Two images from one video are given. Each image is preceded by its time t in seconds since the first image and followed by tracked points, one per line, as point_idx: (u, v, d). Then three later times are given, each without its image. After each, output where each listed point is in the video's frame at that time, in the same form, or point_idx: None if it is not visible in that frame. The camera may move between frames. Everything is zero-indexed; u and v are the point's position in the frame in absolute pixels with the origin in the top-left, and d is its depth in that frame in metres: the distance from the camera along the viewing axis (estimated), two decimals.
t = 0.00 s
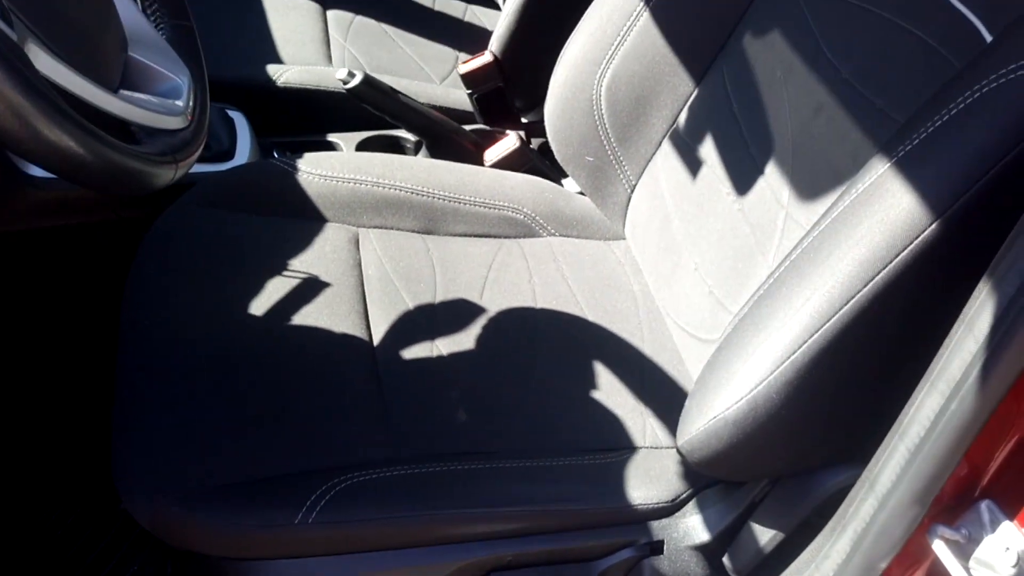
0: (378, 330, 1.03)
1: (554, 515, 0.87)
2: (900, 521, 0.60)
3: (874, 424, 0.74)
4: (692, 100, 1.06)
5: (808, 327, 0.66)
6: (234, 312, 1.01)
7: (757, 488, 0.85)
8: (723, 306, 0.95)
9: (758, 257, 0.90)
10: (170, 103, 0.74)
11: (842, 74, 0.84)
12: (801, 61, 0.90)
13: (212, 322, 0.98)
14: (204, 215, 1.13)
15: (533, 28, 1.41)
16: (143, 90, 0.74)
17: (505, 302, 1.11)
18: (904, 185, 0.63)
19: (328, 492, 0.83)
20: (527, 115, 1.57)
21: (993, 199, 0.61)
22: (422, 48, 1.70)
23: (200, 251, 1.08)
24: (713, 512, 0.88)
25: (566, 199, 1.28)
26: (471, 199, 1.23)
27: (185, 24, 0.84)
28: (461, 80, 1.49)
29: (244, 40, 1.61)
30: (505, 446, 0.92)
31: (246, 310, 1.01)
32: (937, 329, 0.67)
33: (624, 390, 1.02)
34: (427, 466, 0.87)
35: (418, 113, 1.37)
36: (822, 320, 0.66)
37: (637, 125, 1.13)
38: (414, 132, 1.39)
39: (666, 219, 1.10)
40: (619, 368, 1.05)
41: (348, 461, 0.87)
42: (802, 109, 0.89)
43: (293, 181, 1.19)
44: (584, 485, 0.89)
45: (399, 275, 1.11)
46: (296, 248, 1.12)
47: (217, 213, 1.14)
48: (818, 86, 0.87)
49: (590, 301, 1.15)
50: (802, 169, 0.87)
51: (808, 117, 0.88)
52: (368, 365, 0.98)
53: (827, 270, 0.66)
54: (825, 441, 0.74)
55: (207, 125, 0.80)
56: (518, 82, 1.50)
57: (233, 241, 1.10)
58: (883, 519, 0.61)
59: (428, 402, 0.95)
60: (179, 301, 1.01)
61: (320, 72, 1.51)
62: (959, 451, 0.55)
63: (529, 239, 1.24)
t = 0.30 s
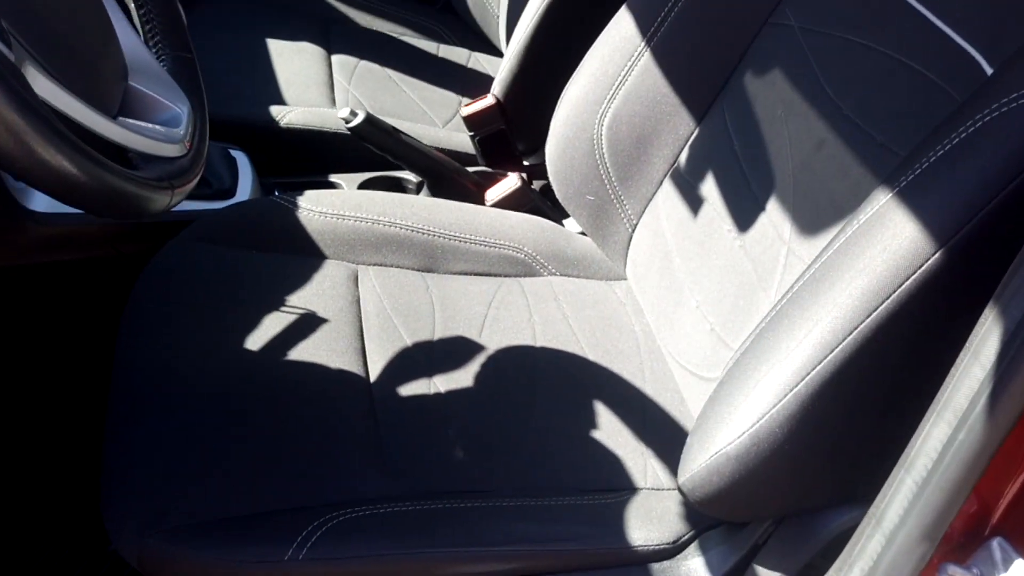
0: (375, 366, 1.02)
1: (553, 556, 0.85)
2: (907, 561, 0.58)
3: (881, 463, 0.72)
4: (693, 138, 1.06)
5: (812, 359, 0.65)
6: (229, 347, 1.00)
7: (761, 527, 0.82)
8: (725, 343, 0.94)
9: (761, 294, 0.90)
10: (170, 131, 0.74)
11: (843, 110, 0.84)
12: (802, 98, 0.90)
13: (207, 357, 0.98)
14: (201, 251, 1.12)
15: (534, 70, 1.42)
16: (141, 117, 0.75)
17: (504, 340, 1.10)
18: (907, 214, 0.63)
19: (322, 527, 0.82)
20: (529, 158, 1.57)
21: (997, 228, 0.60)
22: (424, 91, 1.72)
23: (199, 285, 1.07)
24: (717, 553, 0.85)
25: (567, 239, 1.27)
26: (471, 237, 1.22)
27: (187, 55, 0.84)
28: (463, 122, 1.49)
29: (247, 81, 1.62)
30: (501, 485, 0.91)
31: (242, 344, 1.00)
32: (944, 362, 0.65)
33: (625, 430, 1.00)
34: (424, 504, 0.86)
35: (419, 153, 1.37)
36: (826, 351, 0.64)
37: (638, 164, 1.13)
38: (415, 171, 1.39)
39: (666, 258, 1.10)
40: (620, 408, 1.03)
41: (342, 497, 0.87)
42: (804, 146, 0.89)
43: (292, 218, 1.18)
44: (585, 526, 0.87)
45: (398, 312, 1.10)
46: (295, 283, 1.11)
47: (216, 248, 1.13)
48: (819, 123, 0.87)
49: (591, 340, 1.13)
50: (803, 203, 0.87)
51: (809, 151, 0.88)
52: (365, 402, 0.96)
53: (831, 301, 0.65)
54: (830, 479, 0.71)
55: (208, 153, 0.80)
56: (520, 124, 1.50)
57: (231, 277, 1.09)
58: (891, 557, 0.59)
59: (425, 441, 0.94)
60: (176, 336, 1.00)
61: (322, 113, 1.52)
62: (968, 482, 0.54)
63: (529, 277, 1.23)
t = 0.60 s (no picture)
0: (373, 391, 1.02)
1: None
2: None
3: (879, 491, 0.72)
4: (693, 172, 1.07)
5: (808, 380, 0.65)
6: (228, 369, 1.00)
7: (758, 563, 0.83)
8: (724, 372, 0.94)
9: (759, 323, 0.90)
10: (174, 147, 0.79)
11: (841, 141, 0.85)
12: (801, 131, 0.91)
13: (205, 378, 0.98)
14: (203, 273, 1.12)
15: (538, 108, 1.44)
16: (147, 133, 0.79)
17: (502, 368, 1.10)
18: (903, 237, 0.63)
19: (314, 546, 0.84)
20: (531, 195, 1.58)
21: (994, 251, 0.60)
22: (428, 128, 1.74)
23: (198, 308, 1.07)
24: None
25: (567, 272, 1.27)
26: (472, 268, 1.22)
27: (191, 81, 0.90)
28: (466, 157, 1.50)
29: (254, 114, 1.64)
30: (495, 510, 0.91)
31: (240, 367, 1.00)
32: (943, 386, 0.64)
33: (622, 460, 0.99)
34: (416, 526, 0.87)
35: (422, 185, 1.38)
36: (821, 373, 0.64)
37: (638, 197, 1.14)
38: (418, 203, 1.40)
39: (665, 289, 1.10)
40: (618, 439, 1.02)
41: (333, 519, 0.87)
42: (802, 177, 0.90)
43: (294, 245, 1.19)
44: (573, 551, 0.87)
45: (396, 339, 1.11)
46: (295, 308, 1.11)
47: (217, 273, 1.14)
48: (817, 154, 0.88)
49: (589, 371, 1.13)
50: (802, 235, 0.88)
51: (807, 183, 0.89)
52: (361, 427, 0.96)
53: (828, 323, 0.66)
54: (826, 506, 0.71)
55: (210, 170, 0.84)
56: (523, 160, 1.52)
57: (231, 300, 1.10)
58: None
59: (419, 467, 0.94)
60: (176, 358, 1.00)
61: (327, 146, 1.55)
62: (963, 502, 0.53)
63: (528, 308, 1.22)
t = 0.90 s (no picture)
0: (361, 406, 1.02)
1: None
2: None
3: (866, 505, 0.71)
4: (683, 191, 1.07)
5: (795, 391, 0.65)
6: (215, 382, 1.00)
7: None
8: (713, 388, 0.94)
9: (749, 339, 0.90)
10: (164, 156, 0.82)
11: (830, 159, 0.86)
12: (791, 148, 0.92)
13: (192, 392, 0.98)
14: (193, 287, 1.13)
15: (531, 129, 1.45)
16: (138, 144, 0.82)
17: (492, 385, 1.09)
18: (890, 248, 0.63)
19: (299, 556, 0.84)
20: (524, 216, 1.58)
21: (979, 262, 0.60)
22: (422, 150, 1.74)
23: (187, 321, 1.07)
24: None
25: (558, 291, 1.27)
26: (463, 285, 1.22)
27: (185, 94, 0.93)
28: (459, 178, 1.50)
29: (249, 133, 1.64)
30: (482, 526, 0.90)
31: (228, 380, 1.00)
32: (930, 398, 0.64)
33: (611, 477, 0.99)
34: (402, 539, 0.87)
35: (415, 203, 1.38)
36: (808, 384, 0.64)
37: (629, 215, 1.14)
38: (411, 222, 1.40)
39: (655, 307, 1.10)
40: (607, 456, 1.02)
41: (319, 533, 0.87)
42: (791, 194, 0.90)
43: (285, 261, 1.19)
44: (563, 567, 0.87)
45: (386, 355, 1.10)
46: (284, 323, 1.11)
47: (208, 287, 1.13)
48: (806, 171, 0.89)
49: (579, 388, 1.12)
50: (791, 251, 0.88)
51: (796, 200, 0.89)
52: (349, 442, 0.96)
53: (816, 334, 0.66)
54: (814, 520, 0.70)
55: (200, 178, 0.88)
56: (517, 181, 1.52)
57: (220, 315, 1.09)
58: None
59: (407, 482, 0.93)
60: (164, 371, 1.00)
61: (321, 165, 1.56)
62: (950, 510, 0.52)
63: (519, 326, 1.22)
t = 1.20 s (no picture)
0: (345, 425, 1.01)
1: None
2: None
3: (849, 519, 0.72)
4: (665, 211, 1.08)
5: (777, 405, 0.65)
6: (198, 403, 0.99)
7: None
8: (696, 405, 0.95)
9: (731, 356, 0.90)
10: (151, 175, 0.83)
11: (809, 177, 0.87)
12: (771, 167, 0.93)
13: (175, 413, 0.98)
14: (176, 308, 1.13)
15: (514, 150, 1.46)
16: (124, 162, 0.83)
17: (476, 404, 1.09)
18: (868, 264, 0.64)
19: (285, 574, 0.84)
20: (508, 237, 1.59)
21: (956, 276, 0.61)
22: (406, 172, 1.75)
23: (170, 342, 1.07)
24: None
25: (542, 310, 1.27)
26: (447, 305, 1.23)
27: (169, 114, 0.95)
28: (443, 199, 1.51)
29: (233, 155, 1.64)
30: (465, 544, 0.90)
31: (212, 400, 1.00)
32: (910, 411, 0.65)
33: (596, 495, 0.99)
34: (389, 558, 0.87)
35: (399, 223, 1.39)
36: (790, 398, 0.65)
37: (612, 234, 1.15)
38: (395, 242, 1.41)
39: (638, 325, 1.10)
40: (591, 474, 1.02)
41: (303, 552, 0.87)
42: (771, 212, 0.92)
43: (269, 281, 1.19)
44: None
45: (370, 374, 1.10)
46: (268, 343, 1.11)
47: (191, 308, 1.13)
48: (786, 189, 0.90)
49: (563, 407, 1.12)
50: (772, 268, 0.89)
51: (776, 218, 0.90)
52: (332, 461, 0.96)
53: (796, 349, 0.66)
54: (797, 534, 0.70)
55: (184, 198, 0.89)
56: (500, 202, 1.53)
57: (203, 336, 1.09)
58: None
59: (390, 501, 0.93)
60: (148, 392, 1.00)
61: (304, 187, 1.56)
62: (930, 522, 0.53)
63: (504, 345, 1.22)
